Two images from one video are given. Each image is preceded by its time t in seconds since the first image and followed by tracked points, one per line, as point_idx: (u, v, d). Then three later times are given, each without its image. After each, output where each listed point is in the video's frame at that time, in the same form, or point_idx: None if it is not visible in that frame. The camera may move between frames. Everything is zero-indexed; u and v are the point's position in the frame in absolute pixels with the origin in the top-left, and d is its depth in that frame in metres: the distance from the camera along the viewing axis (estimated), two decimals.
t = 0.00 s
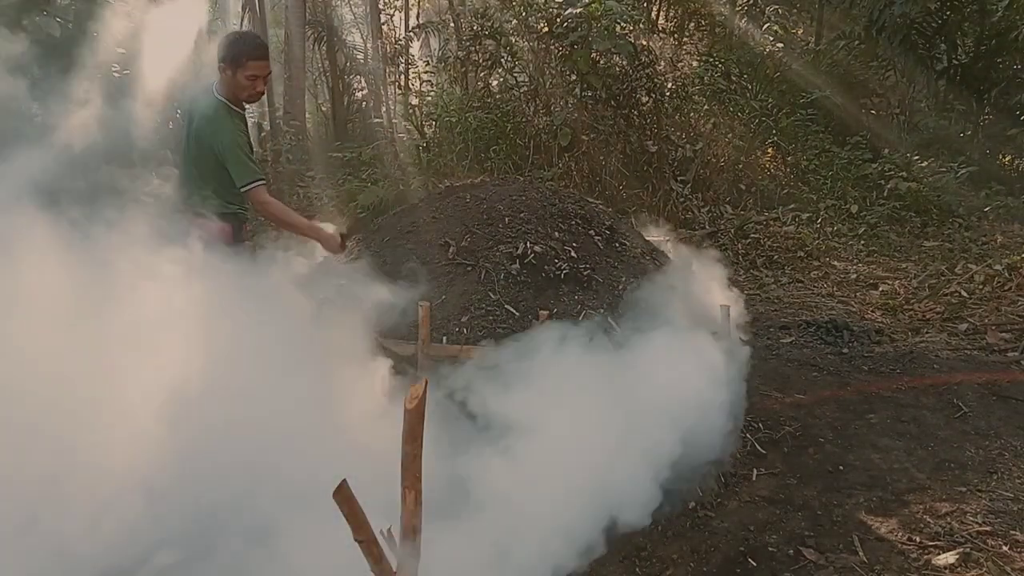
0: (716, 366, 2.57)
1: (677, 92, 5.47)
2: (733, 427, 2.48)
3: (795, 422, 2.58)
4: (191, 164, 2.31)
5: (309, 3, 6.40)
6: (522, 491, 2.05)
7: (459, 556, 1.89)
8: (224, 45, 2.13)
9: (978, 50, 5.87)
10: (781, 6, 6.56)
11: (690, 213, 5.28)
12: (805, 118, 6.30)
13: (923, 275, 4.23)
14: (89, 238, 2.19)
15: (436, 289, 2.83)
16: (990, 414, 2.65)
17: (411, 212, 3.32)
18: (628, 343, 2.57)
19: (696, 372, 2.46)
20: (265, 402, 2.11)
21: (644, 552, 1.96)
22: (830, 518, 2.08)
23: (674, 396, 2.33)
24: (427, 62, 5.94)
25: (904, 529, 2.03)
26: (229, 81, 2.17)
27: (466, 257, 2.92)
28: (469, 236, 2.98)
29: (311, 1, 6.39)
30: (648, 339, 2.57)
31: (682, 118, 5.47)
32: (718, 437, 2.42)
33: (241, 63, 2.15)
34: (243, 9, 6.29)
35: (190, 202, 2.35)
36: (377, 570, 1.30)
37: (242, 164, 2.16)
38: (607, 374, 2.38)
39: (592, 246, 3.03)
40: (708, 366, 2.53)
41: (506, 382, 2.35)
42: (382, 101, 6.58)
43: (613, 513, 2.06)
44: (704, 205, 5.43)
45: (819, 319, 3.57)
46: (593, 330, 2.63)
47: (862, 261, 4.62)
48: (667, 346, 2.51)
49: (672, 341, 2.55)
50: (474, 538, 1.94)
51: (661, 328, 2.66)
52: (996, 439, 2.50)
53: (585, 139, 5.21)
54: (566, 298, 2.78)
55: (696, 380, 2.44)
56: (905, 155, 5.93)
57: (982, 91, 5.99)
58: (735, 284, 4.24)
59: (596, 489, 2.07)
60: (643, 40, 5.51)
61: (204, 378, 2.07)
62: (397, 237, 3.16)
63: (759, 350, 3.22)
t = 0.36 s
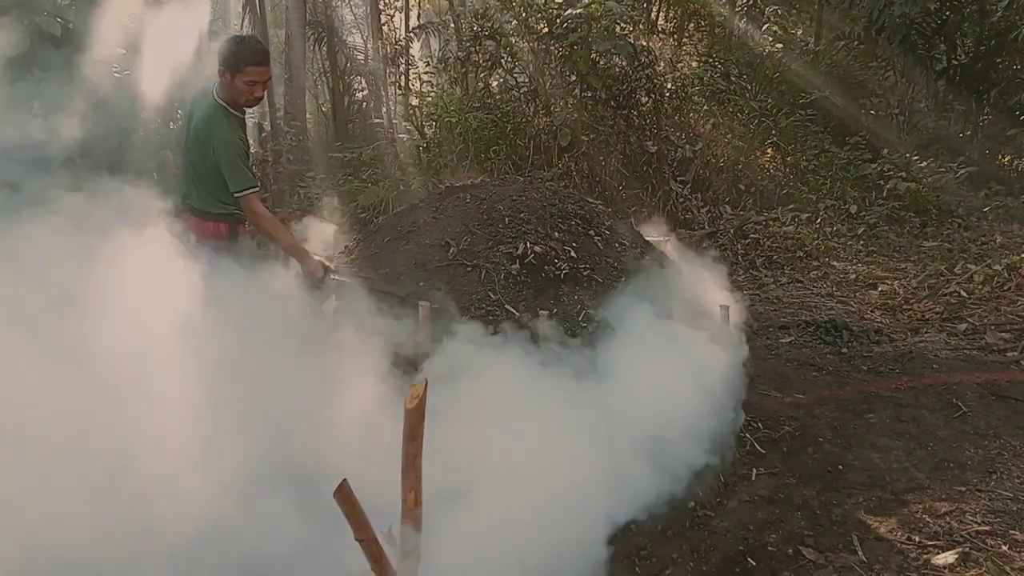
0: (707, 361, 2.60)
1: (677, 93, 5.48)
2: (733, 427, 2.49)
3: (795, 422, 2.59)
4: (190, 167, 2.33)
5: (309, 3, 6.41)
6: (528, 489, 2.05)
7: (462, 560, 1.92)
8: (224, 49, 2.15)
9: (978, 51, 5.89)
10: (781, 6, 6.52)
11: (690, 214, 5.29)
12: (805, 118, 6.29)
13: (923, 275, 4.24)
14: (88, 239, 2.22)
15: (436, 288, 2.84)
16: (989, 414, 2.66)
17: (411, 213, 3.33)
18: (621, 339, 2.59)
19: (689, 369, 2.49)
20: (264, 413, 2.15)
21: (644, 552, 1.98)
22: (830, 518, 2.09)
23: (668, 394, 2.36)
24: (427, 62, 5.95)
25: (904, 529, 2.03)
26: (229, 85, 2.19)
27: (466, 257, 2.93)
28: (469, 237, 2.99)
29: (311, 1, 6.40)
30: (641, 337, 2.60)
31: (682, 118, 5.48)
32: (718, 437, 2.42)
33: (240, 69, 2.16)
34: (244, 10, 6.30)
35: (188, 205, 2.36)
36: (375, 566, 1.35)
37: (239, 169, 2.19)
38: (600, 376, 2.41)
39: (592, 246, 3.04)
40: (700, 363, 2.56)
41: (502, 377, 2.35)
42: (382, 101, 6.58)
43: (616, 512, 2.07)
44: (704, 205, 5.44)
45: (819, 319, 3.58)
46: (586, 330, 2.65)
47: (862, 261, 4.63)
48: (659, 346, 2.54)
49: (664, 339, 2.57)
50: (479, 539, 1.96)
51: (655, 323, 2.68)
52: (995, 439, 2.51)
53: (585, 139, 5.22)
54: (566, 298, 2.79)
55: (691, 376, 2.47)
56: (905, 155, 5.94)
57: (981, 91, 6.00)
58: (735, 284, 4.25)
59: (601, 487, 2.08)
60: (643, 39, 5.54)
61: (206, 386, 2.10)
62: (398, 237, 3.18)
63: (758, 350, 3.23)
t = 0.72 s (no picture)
0: (705, 356, 2.57)
1: (677, 92, 5.48)
2: (733, 427, 2.49)
3: (795, 422, 2.58)
4: (188, 166, 2.42)
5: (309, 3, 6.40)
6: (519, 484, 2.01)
7: (456, 556, 1.87)
8: (225, 48, 2.19)
9: (979, 50, 5.87)
10: (781, 6, 6.52)
11: (690, 214, 5.32)
12: (805, 118, 6.29)
13: (923, 275, 4.23)
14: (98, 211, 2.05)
15: (436, 288, 2.83)
16: (990, 414, 2.65)
17: (410, 213, 3.33)
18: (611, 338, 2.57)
19: (682, 364, 2.46)
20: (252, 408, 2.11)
21: (644, 553, 1.98)
22: (830, 518, 2.08)
23: (660, 390, 2.34)
24: (427, 62, 5.94)
25: (905, 529, 2.03)
26: (229, 84, 2.23)
27: (465, 255, 2.93)
28: (469, 236, 2.99)
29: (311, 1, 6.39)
30: (632, 335, 2.58)
31: (682, 118, 5.48)
32: (718, 438, 2.42)
33: (240, 68, 2.20)
34: (244, 9, 6.29)
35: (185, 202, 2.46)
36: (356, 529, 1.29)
37: (229, 166, 2.27)
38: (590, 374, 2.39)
39: (592, 246, 3.04)
40: (696, 357, 2.53)
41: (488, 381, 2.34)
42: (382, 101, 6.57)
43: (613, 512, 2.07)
44: (705, 205, 5.46)
45: (819, 319, 3.57)
46: (575, 330, 2.63)
47: (862, 261, 4.63)
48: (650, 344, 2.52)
49: (654, 338, 2.56)
50: (472, 535, 1.92)
51: (646, 321, 2.66)
52: (996, 439, 2.50)
53: (585, 139, 5.22)
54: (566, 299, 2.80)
55: (684, 372, 2.44)
56: (905, 155, 5.93)
57: (982, 91, 5.99)
58: (735, 284, 4.24)
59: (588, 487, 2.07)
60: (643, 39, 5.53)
61: (193, 389, 2.06)
62: (397, 237, 3.18)
63: (759, 350, 3.22)
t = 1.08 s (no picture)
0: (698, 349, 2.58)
1: (677, 92, 5.49)
2: (733, 428, 2.50)
3: (794, 422, 2.58)
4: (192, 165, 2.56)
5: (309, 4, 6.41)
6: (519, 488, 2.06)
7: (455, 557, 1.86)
8: (229, 50, 2.33)
9: (978, 51, 5.88)
10: (781, 6, 6.48)
11: (690, 214, 5.35)
12: (805, 118, 6.31)
13: (923, 275, 4.24)
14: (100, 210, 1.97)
15: (436, 288, 2.84)
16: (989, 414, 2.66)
17: (410, 213, 3.34)
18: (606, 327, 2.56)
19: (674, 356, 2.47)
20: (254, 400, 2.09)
21: (644, 552, 1.98)
22: (830, 518, 2.08)
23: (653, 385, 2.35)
24: (427, 62, 5.94)
25: (904, 529, 2.03)
26: (233, 83, 2.37)
27: (466, 255, 2.93)
28: (469, 237, 2.99)
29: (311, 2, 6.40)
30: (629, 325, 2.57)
31: (682, 118, 5.49)
32: (718, 439, 2.43)
33: (244, 68, 2.35)
34: (244, 10, 6.29)
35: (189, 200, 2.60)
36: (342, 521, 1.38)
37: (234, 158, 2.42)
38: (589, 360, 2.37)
39: (592, 246, 3.04)
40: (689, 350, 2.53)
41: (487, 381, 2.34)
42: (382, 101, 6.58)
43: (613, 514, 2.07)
44: (704, 205, 5.50)
45: (819, 319, 3.58)
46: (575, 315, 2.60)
47: (862, 261, 4.63)
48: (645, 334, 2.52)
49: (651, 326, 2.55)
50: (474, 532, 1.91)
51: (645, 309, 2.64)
52: (996, 439, 2.50)
53: (585, 139, 5.23)
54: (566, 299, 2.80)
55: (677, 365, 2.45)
56: (905, 155, 5.93)
57: (981, 91, 5.99)
58: (735, 284, 4.25)
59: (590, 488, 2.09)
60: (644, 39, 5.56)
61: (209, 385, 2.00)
62: (398, 237, 3.19)
63: (759, 350, 3.23)
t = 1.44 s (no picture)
0: (674, 332, 2.59)
1: (677, 92, 5.50)
2: (733, 428, 2.50)
3: (795, 422, 2.58)
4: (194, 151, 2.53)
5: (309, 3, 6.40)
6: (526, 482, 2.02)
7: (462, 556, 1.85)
8: (233, 45, 2.33)
9: (978, 50, 5.86)
10: (782, 6, 6.41)
11: (690, 213, 5.33)
12: (805, 118, 6.31)
13: (923, 275, 4.23)
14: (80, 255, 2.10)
15: (436, 288, 2.83)
16: (990, 414, 2.65)
17: (411, 213, 3.33)
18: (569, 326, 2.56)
19: (649, 345, 2.49)
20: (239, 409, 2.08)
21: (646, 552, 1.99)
22: (830, 518, 2.08)
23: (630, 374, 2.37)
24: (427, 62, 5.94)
25: (904, 529, 2.03)
26: (237, 77, 2.36)
27: (466, 255, 2.93)
28: (469, 237, 2.99)
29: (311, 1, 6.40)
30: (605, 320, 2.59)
31: (682, 118, 5.49)
32: (718, 439, 2.44)
33: (247, 63, 2.33)
34: (244, 10, 6.29)
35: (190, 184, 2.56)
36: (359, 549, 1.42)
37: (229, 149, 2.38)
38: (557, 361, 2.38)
39: (592, 246, 3.03)
40: (664, 339, 2.54)
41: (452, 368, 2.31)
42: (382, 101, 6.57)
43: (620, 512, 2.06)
44: (705, 204, 5.47)
45: (819, 319, 3.58)
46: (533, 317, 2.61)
47: (862, 261, 4.63)
48: (614, 328, 2.53)
49: (616, 321, 2.57)
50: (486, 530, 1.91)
51: (604, 308, 2.67)
52: (996, 439, 2.50)
53: (585, 139, 5.23)
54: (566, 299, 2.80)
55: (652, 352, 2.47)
56: (905, 155, 5.91)
57: (981, 91, 5.98)
58: (735, 284, 4.24)
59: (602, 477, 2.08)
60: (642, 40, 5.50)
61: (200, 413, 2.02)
62: (398, 237, 3.18)
63: (759, 350, 3.22)
